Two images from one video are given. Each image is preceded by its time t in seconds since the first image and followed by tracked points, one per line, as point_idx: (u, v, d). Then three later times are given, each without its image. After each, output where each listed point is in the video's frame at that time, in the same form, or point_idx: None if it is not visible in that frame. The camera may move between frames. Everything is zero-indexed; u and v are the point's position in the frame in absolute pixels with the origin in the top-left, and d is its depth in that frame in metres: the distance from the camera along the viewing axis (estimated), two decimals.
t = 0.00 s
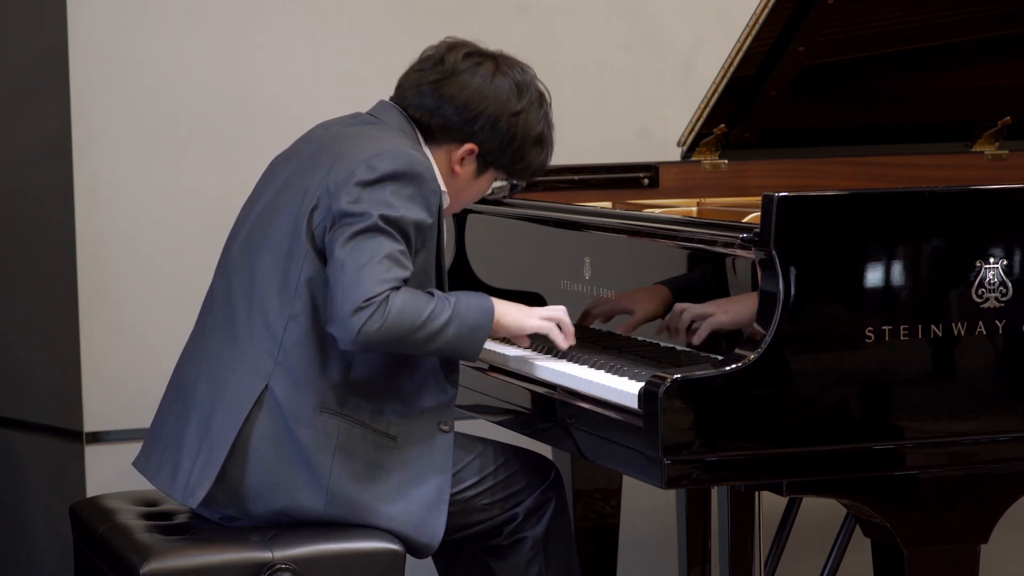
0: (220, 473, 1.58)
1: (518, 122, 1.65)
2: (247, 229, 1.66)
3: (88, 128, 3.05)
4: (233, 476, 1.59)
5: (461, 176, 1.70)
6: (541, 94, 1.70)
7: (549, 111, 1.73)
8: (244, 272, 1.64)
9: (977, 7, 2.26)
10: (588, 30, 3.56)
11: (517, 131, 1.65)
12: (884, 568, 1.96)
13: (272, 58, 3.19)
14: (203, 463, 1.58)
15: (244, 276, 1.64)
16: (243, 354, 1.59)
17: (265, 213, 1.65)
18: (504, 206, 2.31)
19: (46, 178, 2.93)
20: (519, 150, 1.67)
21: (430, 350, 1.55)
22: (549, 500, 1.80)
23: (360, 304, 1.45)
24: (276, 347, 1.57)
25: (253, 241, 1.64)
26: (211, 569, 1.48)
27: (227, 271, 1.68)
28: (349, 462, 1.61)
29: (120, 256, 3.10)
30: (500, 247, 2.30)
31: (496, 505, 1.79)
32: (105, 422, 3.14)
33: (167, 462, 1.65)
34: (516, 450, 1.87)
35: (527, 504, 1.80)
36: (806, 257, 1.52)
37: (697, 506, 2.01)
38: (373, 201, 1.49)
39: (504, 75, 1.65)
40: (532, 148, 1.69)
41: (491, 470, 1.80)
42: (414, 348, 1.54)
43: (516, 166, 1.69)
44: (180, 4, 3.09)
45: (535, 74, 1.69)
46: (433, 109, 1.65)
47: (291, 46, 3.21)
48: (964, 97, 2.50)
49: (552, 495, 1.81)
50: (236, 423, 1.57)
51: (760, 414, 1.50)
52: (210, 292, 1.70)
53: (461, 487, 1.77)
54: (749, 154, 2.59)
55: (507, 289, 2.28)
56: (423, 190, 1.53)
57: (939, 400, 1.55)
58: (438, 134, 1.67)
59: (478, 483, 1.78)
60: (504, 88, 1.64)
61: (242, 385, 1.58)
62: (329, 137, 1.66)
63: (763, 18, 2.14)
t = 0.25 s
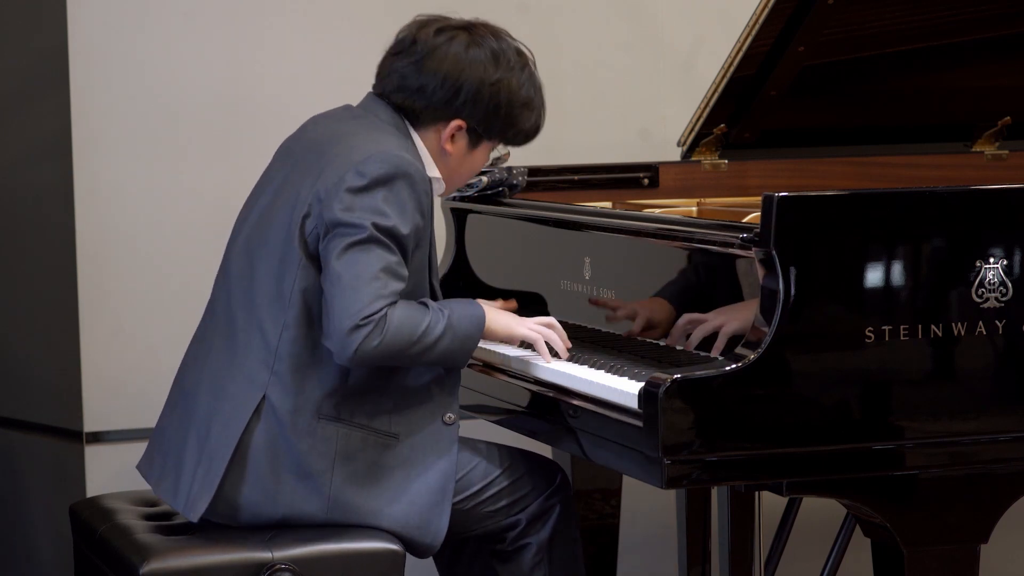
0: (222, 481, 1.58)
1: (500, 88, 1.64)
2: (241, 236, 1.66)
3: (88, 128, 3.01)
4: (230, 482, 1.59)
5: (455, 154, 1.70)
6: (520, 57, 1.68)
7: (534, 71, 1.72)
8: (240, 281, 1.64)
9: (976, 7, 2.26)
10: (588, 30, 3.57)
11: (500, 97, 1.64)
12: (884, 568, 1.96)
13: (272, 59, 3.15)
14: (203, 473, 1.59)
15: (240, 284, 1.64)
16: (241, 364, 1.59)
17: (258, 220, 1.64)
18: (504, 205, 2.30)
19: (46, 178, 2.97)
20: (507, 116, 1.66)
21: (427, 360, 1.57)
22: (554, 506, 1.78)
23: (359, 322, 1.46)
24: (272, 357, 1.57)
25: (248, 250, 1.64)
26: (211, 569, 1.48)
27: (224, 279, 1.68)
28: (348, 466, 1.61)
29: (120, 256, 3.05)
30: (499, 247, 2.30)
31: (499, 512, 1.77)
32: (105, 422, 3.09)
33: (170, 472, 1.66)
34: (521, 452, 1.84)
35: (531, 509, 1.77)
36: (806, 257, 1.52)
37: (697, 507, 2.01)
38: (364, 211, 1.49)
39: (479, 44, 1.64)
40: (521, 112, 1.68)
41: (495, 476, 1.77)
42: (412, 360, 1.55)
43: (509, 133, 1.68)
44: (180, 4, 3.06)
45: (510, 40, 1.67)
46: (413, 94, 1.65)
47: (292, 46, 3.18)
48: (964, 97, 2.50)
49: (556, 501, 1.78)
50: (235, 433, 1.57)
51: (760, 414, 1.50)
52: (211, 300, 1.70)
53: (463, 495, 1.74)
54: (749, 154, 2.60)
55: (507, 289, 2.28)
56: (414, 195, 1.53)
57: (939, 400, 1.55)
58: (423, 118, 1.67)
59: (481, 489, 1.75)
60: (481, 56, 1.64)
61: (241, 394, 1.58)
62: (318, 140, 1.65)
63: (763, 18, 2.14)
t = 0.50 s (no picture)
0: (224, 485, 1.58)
1: (477, 63, 1.61)
2: (238, 240, 1.66)
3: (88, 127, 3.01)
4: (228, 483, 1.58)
5: (444, 134, 1.68)
6: (496, 27, 1.65)
7: (514, 40, 1.68)
8: (237, 285, 1.64)
9: (976, 7, 2.26)
10: (588, 30, 3.57)
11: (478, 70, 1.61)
12: (883, 568, 1.97)
13: (272, 58, 3.16)
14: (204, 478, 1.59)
15: (238, 289, 1.64)
16: (242, 368, 1.60)
17: (255, 222, 1.64)
18: (504, 205, 2.29)
19: (46, 177, 2.98)
20: (489, 88, 1.63)
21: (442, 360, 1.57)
22: (557, 510, 1.78)
23: (376, 326, 1.47)
24: (272, 363, 1.57)
25: (244, 254, 1.64)
26: (211, 569, 1.48)
27: (223, 285, 1.68)
28: (349, 463, 1.61)
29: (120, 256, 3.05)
30: (500, 247, 2.30)
31: (502, 515, 1.77)
32: (105, 422, 3.08)
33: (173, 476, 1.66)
34: (525, 454, 1.84)
35: (534, 513, 1.77)
36: (805, 257, 1.52)
37: (697, 506, 2.01)
38: (360, 214, 1.48)
39: (450, 20, 1.61)
40: (503, 81, 1.65)
41: (499, 478, 1.76)
42: (428, 360, 1.56)
43: (494, 105, 1.65)
44: (180, 4, 3.06)
45: (483, 12, 1.64)
46: (392, 81, 1.63)
47: (292, 46, 3.18)
48: (963, 97, 2.50)
49: (559, 506, 1.78)
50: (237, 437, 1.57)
51: (760, 414, 1.50)
52: (213, 304, 1.70)
53: (467, 497, 1.74)
54: (749, 154, 2.60)
55: (507, 289, 2.28)
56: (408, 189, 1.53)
57: (940, 400, 1.55)
58: (406, 103, 1.65)
59: (486, 492, 1.75)
60: (454, 32, 1.61)
61: (241, 397, 1.59)
62: (308, 139, 1.64)
63: (763, 18, 2.14)
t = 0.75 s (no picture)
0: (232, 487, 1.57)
1: (440, 41, 1.57)
2: (224, 246, 1.65)
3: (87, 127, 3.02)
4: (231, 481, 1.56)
5: (419, 115, 1.64)
6: None
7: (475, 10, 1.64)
8: (228, 289, 1.63)
9: (976, 7, 2.26)
10: (588, 30, 3.57)
11: (441, 46, 1.57)
12: (884, 568, 1.96)
13: (273, 59, 3.16)
14: (212, 483, 1.57)
15: (229, 294, 1.63)
16: (239, 370, 1.59)
17: (241, 227, 1.63)
18: (504, 205, 2.28)
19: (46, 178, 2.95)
20: (455, 63, 1.60)
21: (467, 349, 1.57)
22: (556, 511, 1.77)
23: (402, 312, 1.47)
24: (274, 363, 1.58)
25: (232, 258, 1.63)
26: (211, 569, 1.48)
27: (211, 291, 1.67)
28: (353, 457, 1.62)
29: (120, 256, 3.07)
30: (500, 247, 2.30)
31: (501, 517, 1.77)
32: (105, 422, 3.11)
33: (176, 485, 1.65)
34: (526, 454, 1.84)
35: (534, 514, 1.77)
36: (806, 257, 1.52)
37: (697, 506, 2.01)
38: (356, 206, 1.49)
39: None
40: (469, 54, 1.60)
41: (499, 479, 1.76)
42: (452, 348, 1.56)
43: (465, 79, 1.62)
44: (180, 4, 3.06)
45: None
46: (358, 70, 1.61)
47: (292, 46, 3.18)
48: (963, 97, 2.50)
49: (558, 506, 1.78)
50: (244, 437, 1.57)
51: (760, 414, 1.50)
52: (199, 312, 1.69)
53: (467, 498, 1.74)
54: (749, 154, 2.60)
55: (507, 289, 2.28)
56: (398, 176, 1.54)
57: (939, 400, 1.55)
58: (377, 92, 1.63)
59: (485, 493, 1.75)
60: (413, 12, 1.57)
61: (242, 398, 1.58)
62: (288, 135, 1.63)
63: (763, 18, 2.14)
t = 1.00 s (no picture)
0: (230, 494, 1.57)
1: (388, 21, 1.57)
2: (200, 257, 1.65)
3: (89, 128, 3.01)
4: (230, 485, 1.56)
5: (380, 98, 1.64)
6: None
7: None
8: (204, 299, 1.63)
9: (976, 7, 2.26)
10: (588, 30, 3.57)
11: (390, 25, 1.57)
12: (884, 568, 1.96)
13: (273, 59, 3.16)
14: (211, 492, 1.57)
15: (205, 303, 1.62)
16: (225, 378, 1.58)
17: (214, 237, 1.63)
18: (504, 206, 2.27)
19: (46, 178, 2.98)
20: (407, 39, 1.59)
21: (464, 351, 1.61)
22: (554, 509, 1.78)
23: (392, 319, 1.51)
24: (262, 368, 1.58)
25: (207, 269, 1.63)
26: (211, 569, 1.48)
27: (187, 303, 1.66)
28: (348, 453, 1.62)
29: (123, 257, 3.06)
30: (500, 247, 2.30)
31: (500, 515, 1.76)
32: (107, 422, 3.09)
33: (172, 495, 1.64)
34: (524, 454, 1.84)
35: (532, 512, 1.77)
36: (805, 257, 1.52)
37: (697, 506, 2.01)
38: (328, 213, 1.50)
39: None
40: (419, 29, 1.60)
41: (498, 478, 1.76)
42: (450, 352, 1.59)
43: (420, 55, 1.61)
44: (180, 4, 3.06)
45: None
46: (315, 66, 1.60)
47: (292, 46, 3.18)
48: (963, 97, 2.50)
49: (557, 505, 1.78)
50: (240, 442, 1.57)
51: (760, 414, 1.50)
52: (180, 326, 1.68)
53: (466, 497, 1.74)
54: (749, 154, 2.60)
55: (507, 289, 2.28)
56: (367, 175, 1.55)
57: (940, 400, 1.55)
58: (337, 85, 1.62)
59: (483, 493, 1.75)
60: None
61: (235, 404, 1.57)
62: (250, 141, 1.63)
63: (763, 18, 2.14)
